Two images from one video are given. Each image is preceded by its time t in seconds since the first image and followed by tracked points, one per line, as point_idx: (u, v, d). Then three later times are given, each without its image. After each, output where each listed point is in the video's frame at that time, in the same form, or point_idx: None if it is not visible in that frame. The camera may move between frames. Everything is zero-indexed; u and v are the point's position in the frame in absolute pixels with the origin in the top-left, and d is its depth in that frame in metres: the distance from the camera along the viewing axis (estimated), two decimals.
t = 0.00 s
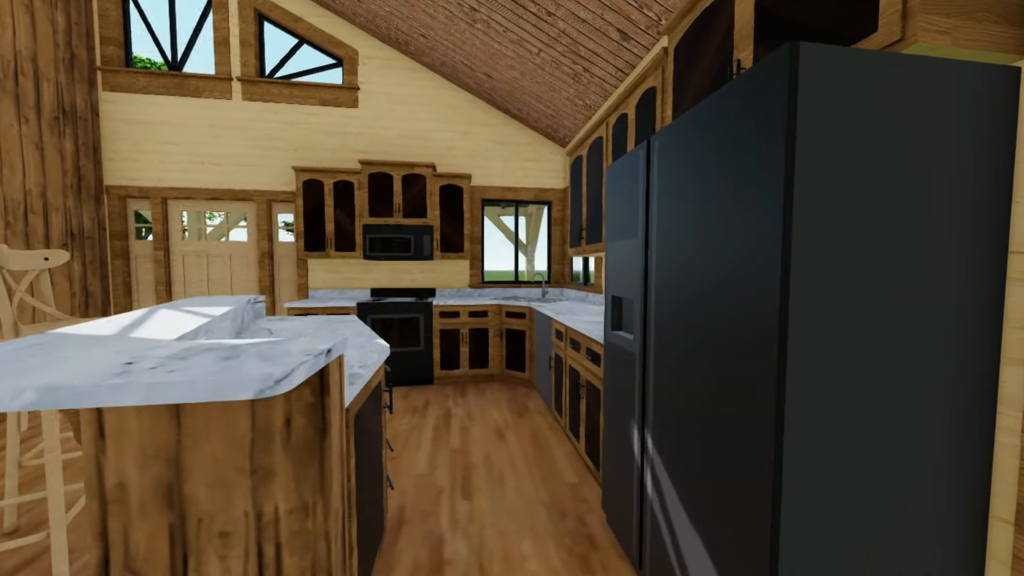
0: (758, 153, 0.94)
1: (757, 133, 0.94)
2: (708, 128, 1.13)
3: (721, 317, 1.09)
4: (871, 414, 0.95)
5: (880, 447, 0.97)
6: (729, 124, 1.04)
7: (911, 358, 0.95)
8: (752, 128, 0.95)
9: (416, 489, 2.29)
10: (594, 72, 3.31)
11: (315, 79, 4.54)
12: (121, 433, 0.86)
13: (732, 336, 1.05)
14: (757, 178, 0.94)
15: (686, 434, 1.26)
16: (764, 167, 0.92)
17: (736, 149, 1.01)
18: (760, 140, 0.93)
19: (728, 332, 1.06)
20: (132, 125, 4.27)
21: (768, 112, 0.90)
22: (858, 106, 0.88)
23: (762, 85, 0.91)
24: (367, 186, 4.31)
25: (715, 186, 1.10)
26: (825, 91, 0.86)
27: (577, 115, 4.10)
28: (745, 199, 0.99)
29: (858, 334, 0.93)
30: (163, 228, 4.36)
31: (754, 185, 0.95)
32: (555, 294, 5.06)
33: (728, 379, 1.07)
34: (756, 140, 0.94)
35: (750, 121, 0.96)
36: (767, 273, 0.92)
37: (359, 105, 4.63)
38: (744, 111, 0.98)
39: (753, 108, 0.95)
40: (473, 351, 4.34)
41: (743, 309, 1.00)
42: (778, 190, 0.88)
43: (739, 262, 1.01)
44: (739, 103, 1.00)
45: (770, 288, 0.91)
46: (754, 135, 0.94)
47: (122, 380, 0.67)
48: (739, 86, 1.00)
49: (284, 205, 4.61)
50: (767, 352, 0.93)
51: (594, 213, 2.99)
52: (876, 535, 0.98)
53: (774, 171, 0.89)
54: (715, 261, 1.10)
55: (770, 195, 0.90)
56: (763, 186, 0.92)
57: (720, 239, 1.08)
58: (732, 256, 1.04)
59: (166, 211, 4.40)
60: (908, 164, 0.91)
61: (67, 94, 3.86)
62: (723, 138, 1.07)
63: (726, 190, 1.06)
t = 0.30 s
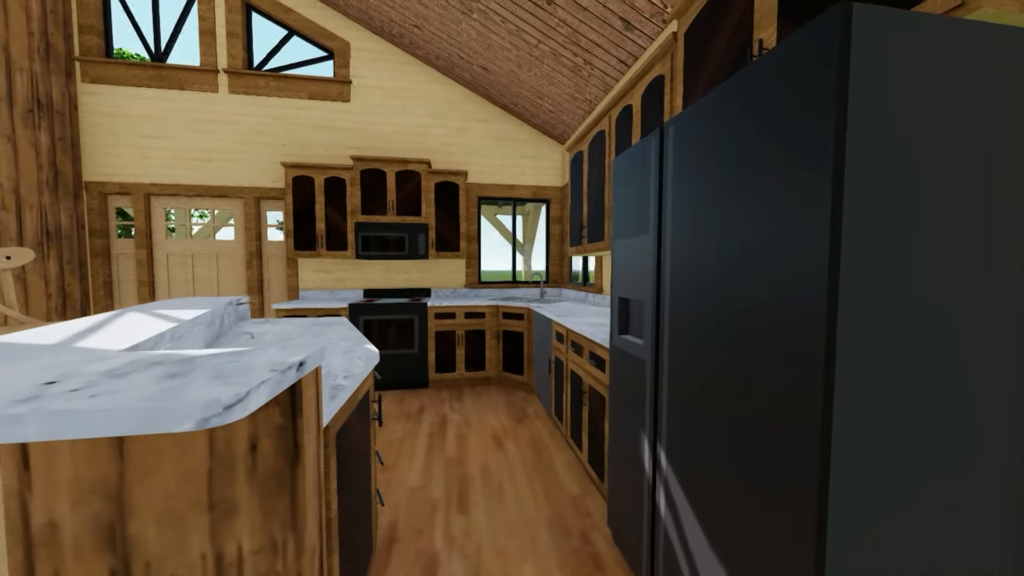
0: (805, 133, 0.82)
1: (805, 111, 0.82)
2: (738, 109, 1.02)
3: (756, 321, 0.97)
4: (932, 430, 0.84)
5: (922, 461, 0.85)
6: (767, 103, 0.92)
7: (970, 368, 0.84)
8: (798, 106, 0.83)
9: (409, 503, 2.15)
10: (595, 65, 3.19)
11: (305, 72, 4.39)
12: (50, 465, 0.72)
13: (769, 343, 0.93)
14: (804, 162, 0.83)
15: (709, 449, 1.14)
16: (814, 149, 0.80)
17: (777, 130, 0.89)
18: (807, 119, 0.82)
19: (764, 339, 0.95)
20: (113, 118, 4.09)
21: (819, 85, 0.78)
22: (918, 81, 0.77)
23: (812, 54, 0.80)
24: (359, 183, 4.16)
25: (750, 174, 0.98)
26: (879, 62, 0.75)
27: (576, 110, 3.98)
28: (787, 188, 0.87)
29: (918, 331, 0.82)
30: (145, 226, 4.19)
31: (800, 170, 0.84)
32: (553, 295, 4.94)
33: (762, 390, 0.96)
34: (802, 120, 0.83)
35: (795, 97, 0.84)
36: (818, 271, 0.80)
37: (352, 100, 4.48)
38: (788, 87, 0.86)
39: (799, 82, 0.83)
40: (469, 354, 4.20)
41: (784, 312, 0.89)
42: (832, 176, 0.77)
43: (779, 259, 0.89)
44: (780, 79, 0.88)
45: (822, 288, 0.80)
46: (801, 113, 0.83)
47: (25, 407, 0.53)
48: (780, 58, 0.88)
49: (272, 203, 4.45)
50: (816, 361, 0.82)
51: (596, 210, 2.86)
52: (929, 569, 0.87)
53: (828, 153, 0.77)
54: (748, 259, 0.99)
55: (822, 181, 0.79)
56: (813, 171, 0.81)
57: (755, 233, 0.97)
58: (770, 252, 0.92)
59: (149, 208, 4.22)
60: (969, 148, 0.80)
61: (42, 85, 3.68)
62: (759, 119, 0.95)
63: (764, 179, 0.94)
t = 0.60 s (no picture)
0: (837, 117, 0.74)
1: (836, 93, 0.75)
2: (758, 96, 0.94)
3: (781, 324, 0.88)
4: None
5: None
6: (792, 87, 0.85)
7: None
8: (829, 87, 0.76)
9: (401, 521, 2.01)
10: (597, 55, 3.05)
11: (295, 64, 4.21)
12: None
13: (804, 348, 0.83)
14: (836, 148, 0.75)
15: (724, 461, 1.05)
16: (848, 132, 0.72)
17: (804, 116, 0.82)
18: (839, 101, 0.74)
19: (790, 343, 0.86)
20: (91, 110, 3.89)
21: (854, 63, 0.71)
22: None
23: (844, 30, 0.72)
24: (351, 179, 4.00)
25: (773, 165, 0.90)
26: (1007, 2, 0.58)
27: (577, 104, 3.84)
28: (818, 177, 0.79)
29: None
30: (125, 223, 3.99)
31: (832, 158, 0.76)
32: (552, 295, 4.79)
33: (787, 398, 0.87)
34: (834, 103, 0.75)
35: (826, 78, 0.77)
36: (852, 267, 0.72)
37: (343, 93, 4.31)
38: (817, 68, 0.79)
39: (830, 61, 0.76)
40: (466, 357, 4.05)
41: (814, 314, 0.80)
42: (868, 162, 0.69)
43: (809, 255, 0.81)
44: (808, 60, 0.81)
45: (854, 287, 0.72)
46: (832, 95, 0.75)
47: None
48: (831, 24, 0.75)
49: (260, 200, 4.27)
50: (846, 368, 0.73)
51: (599, 207, 2.72)
52: None
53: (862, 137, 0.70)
54: (772, 256, 0.90)
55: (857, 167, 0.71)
56: (847, 157, 0.73)
57: (779, 228, 0.88)
58: (799, 248, 0.83)
59: (129, 205, 4.03)
60: None
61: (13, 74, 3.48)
62: (795, 101, 0.84)
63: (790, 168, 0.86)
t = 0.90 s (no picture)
0: (829, 116, 0.76)
1: (828, 92, 0.76)
2: (752, 97, 0.95)
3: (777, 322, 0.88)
4: None
5: None
6: (785, 87, 0.86)
7: None
8: (822, 87, 0.77)
9: (394, 537, 1.88)
10: (600, 47, 2.94)
11: (286, 56, 4.07)
12: None
13: (802, 346, 0.82)
14: (829, 147, 0.76)
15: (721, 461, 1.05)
16: (842, 130, 0.73)
17: (798, 115, 0.83)
18: (831, 101, 0.75)
19: (789, 339, 0.85)
20: (72, 104, 3.74)
21: (846, 63, 0.72)
22: None
23: (835, 32, 0.74)
24: (344, 175, 3.86)
25: (767, 164, 0.91)
26: None
27: (578, 99, 3.72)
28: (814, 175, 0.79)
29: None
30: (108, 221, 3.84)
31: (828, 156, 0.76)
32: (552, 296, 4.67)
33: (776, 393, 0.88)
34: (827, 101, 0.76)
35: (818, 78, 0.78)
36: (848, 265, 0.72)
37: (337, 87, 4.18)
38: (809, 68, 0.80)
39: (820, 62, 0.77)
40: (463, 359, 3.93)
41: (813, 313, 0.79)
42: (862, 159, 0.70)
43: (806, 254, 0.81)
44: (798, 61, 0.83)
45: (849, 284, 0.72)
46: (826, 94, 0.76)
47: None
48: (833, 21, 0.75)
49: (250, 197, 4.12)
50: (846, 366, 0.73)
51: (603, 203, 2.58)
52: None
53: (856, 134, 0.71)
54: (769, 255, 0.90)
55: (850, 165, 0.72)
56: (841, 155, 0.74)
57: (776, 227, 0.88)
58: (796, 247, 0.83)
59: (113, 202, 3.87)
60: None
61: None
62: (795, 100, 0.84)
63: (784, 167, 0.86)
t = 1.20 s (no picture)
0: (827, 113, 0.73)
1: (827, 89, 0.73)
2: (753, 93, 0.91)
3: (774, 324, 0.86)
4: None
5: None
6: (784, 84, 0.83)
7: None
8: (821, 83, 0.74)
9: (387, 557, 1.75)
10: (603, 36, 2.81)
11: (276, 48, 3.93)
12: None
13: (800, 352, 0.79)
14: (827, 144, 0.73)
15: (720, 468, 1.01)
16: (840, 127, 0.71)
17: (797, 112, 0.80)
18: (831, 97, 0.73)
19: (785, 344, 0.83)
20: (52, 96, 3.58)
21: (845, 58, 0.70)
22: None
23: (833, 27, 0.72)
24: (337, 172, 3.72)
25: (765, 163, 0.88)
26: None
27: (579, 92, 3.60)
28: (812, 174, 0.77)
29: None
30: (90, 218, 3.68)
31: (825, 154, 0.74)
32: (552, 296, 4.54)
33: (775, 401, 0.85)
34: (825, 99, 0.73)
35: (817, 74, 0.75)
36: (847, 266, 0.69)
37: (329, 80, 4.04)
38: (808, 63, 0.77)
39: (819, 57, 0.75)
40: (460, 362, 3.79)
41: (810, 315, 0.77)
42: (861, 158, 0.67)
43: (804, 254, 0.78)
44: (796, 57, 0.80)
45: (848, 285, 0.69)
46: (824, 91, 0.74)
47: None
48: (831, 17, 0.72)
49: (239, 194, 3.97)
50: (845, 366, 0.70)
51: (610, 199, 2.44)
52: None
53: (853, 131, 0.68)
54: (769, 256, 0.87)
55: (845, 163, 0.70)
56: (838, 153, 0.71)
57: (776, 226, 0.85)
58: (794, 247, 0.81)
59: (96, 199, 3.72)
60: None
61: None
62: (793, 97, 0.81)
63: (783, 166, 0.83)
